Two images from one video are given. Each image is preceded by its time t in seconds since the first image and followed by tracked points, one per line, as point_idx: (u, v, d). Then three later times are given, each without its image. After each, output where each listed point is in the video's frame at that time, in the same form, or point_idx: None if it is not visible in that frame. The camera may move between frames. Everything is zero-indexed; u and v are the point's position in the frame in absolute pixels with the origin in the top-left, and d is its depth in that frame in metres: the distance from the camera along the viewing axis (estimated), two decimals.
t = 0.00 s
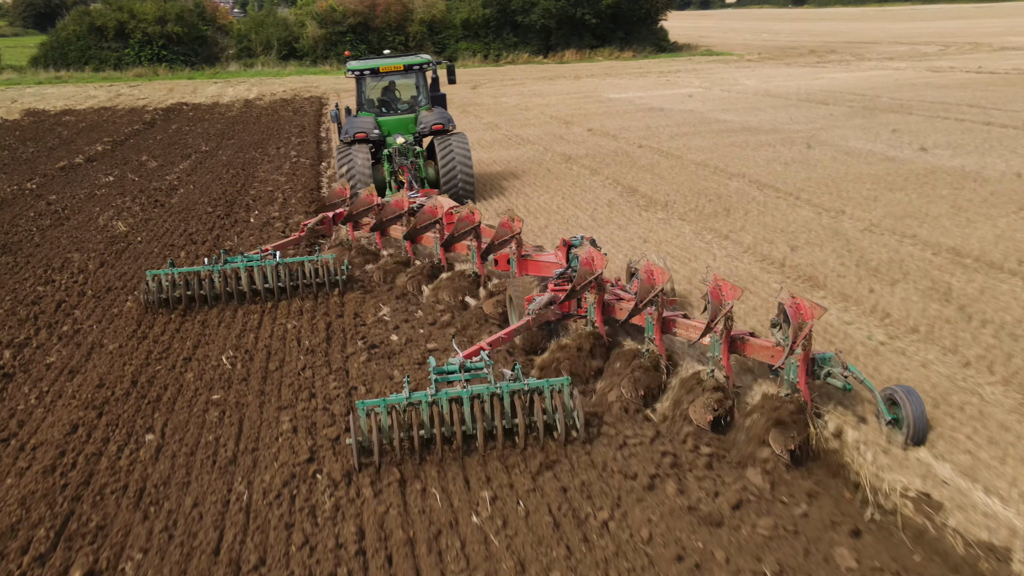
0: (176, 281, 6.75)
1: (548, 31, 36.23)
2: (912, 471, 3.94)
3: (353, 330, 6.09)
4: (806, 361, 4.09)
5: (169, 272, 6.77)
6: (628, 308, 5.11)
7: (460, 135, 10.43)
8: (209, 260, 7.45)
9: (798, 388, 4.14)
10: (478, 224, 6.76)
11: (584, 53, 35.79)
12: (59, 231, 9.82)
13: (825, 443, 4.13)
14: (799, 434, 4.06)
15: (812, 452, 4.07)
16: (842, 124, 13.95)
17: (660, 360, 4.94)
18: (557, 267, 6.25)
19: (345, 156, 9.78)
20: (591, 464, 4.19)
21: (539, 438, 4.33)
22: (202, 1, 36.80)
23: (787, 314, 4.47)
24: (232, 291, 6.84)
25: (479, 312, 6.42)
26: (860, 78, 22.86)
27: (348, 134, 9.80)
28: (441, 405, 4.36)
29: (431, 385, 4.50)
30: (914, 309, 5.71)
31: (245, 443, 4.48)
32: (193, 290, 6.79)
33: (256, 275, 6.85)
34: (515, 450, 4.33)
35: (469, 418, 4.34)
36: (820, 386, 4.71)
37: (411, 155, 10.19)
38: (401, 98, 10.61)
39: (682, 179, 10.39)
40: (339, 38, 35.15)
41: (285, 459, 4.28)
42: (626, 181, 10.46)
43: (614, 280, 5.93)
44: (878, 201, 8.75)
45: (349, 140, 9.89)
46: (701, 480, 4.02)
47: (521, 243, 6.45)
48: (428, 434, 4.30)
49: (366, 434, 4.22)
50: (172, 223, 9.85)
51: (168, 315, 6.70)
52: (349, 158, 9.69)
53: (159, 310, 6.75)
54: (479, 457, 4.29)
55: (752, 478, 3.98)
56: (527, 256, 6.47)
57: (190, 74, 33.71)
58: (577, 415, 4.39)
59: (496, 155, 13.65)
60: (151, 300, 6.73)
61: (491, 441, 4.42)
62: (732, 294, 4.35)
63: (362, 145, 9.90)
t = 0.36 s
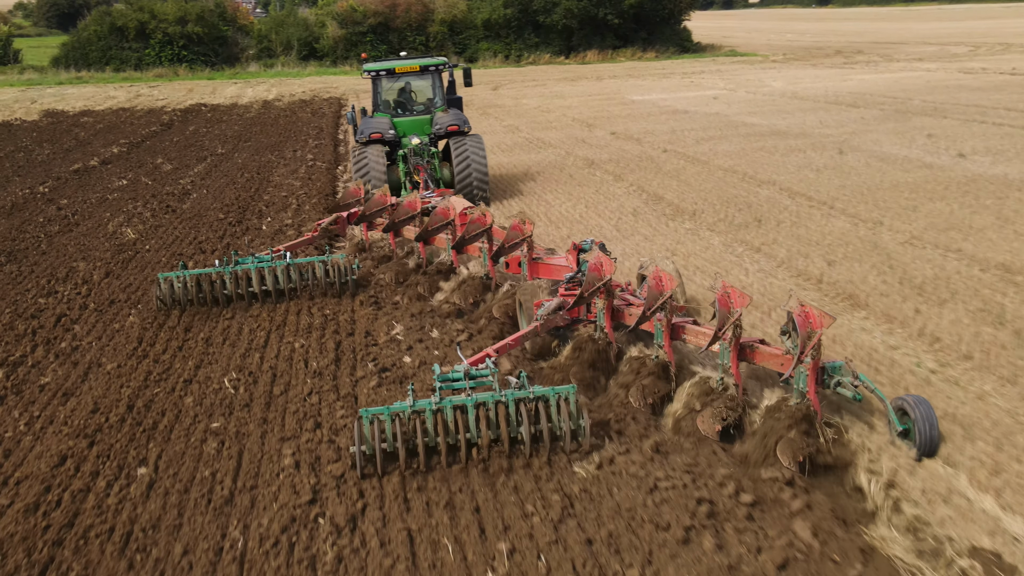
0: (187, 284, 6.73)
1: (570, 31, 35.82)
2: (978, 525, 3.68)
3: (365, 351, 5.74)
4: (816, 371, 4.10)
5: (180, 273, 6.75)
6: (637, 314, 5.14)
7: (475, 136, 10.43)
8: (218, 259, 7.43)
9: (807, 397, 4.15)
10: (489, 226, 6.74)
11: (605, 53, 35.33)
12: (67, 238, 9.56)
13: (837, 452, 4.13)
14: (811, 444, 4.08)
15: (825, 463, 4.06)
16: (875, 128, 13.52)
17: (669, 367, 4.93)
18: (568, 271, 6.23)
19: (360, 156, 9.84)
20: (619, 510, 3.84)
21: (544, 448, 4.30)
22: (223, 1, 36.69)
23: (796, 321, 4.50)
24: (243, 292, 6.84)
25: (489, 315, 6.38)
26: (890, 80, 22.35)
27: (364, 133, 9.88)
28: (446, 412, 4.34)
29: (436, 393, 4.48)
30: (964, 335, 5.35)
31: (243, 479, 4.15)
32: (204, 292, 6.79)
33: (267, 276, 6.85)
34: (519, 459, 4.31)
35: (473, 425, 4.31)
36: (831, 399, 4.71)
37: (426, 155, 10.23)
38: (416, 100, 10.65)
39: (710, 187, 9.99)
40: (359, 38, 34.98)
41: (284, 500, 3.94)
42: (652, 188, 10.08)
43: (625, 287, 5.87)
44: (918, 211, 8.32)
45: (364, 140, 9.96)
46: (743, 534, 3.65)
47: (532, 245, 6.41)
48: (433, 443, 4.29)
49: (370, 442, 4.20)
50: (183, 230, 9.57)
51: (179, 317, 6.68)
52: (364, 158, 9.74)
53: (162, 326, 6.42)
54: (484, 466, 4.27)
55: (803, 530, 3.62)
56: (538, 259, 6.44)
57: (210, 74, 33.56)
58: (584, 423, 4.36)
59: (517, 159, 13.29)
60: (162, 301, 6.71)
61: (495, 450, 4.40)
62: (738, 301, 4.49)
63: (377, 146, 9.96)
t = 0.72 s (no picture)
0: (199, 284, 6.76)
1: (591, 31, 35.40)
2: None
3: (376, 376, 5.38)
4: (824, 377, 4.07)
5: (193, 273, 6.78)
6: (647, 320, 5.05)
7: (491, 139, 10.23)
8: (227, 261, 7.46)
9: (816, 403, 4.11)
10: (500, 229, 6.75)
11: (627, 54, 34.88)
12: (74, 246, 9.30)
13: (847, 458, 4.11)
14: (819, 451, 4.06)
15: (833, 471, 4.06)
16: (908, 133, 13.07)
17: (679, 373, 4.84)
18: (578, 275, 6.24)
19: (375, 158, 9.73)
20: (648, 567, 3.48)
21: (550, 455, 4.33)
22: (243, 2, 36.57)
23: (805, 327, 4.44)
24: (254, 293, 6.90)
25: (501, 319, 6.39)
26: (920, 82, 21.83)
27: (378, 135, 9.79)
28: (452, 417, 4.38)
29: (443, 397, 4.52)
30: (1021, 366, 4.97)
31: (236, 523, 3.81)
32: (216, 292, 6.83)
33: (279, 277, 6.92)
34: (525, 466, 4.33)
35: (480, 430, 4.34)
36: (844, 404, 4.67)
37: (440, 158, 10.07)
38: (432, 102, 10.47)
39: (739, 195, 9.61)
40: (379, 39, 34.82)
41: (280, 551, 3.60)
42: (678, 196, 9.70)
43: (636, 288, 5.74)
44: (960, 222, 7.91)
45: (379, 142, 9.87)
46: None
47: (543, 249, 6.47)
48: (441, 448, 4.31)
49: (376, 446, 4.25)
50: (192, 238, 9.29)
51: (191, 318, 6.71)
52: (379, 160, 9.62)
53: (163, 343, 6.09)
54: (490, 471, 4.30)
55: None
56: (549, 263, 6.47)
57: (230, 75, 33.38)
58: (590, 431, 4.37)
59: (538, 164, 12.93)
60: (173, 303, 6.72)
61: (501, 456, 4.42)
62: (750, 306, 4.33)
63: (392, 147, 9.84)
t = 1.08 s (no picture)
0: (209, 285, 6.76)
1: (611, 32, 34.95)
2: None
3: (385, 406, 4.99)
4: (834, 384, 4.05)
5: (202, 276, 6.77)
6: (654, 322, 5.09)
7: (505, 142, 10.03)
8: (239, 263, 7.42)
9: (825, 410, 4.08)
10: (510, 230, 6.75)
11: (647, 54, 34.39)
12: (77, 253, 9.01)
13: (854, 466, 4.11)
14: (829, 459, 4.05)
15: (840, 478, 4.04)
16: (941, 137, 12.62)
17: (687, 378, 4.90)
18: (587, 276, 6.14)
19: (388, 160, 9.61)
20: None
21: (554, 460, 4.30)
22: (260, 2, 36.37)
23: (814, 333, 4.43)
24: (264, 296, 6.84)
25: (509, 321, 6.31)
26: (948, 83, 21.30)
27: (392, 137, 9.65)
28: (454, 421, 4.36)
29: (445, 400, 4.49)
30: None
31: None
32: (225, 294, 6.80)
33: (288, 279, 6.87)
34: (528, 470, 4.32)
35: (482, 435, 4.32)
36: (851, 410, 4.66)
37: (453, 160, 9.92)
38: (446, 103, 10.28)
39: (767, 203, 9.20)
40: (396, 38, 34.58)
41: None
42: (703, 204, 9.31)
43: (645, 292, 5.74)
44: (1004, 235, 7.48)
45: (392, 144, 9.75)
46: None
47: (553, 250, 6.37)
48: (442, 452, 4.30)
49: (378, 450, 4.22)
50: (199, 245, 9.00)
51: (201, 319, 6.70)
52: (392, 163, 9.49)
53: (159, 361, 5.76)
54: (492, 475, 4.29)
55: None
56: (558, 263, 6.39)
57: (246, 75, 33.14)
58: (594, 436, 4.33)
59: (557, 168, 12.56)
60: (182, 304, 6.72)
61: (503, 459, 4.40)
62: (757, 311, 4.39)
63: (405, 149, 9.72)
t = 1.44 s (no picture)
0: (219, 285, 6.78)
1: (629, 32, 34.52)
2: None
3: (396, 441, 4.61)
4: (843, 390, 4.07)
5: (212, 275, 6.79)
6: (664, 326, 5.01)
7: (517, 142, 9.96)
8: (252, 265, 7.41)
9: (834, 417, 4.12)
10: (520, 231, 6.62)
11: (666, 54, 33.93)
12: (78, 261, 8.72)
13: (861, 472, 4.11)
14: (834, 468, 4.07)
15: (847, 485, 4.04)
16: (973, 141, 12.18)
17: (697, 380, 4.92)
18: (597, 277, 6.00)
19: (400, 160, 9.58)
20: None
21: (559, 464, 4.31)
22: (276, 2, 36.16)
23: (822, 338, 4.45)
24: (273, 296, 6.82)
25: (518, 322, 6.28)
26: (975, 84, 20.79)
27: (404, 137, 9.67)
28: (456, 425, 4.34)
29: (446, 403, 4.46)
30: None
31: None
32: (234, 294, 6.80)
33: (296, 281, 6.83)
34: (531, 474, 4.33)
35: (484, 439, 4.31)
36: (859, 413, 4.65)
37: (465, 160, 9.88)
38: (458, 104, 10.23)
39: (795, 211, 8.80)
40: (412, 38, 34.34)
41: None
42: (728, 212, 8.91)
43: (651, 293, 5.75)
44: None
45: (404, 144, 9.75)
46: None
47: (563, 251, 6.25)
48: (445, 456, 4.29)
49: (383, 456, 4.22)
50: (204, 253, 8.71)
51: (209, 318, 6.73)
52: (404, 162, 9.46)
53: (152, 381, 5.43)
54: (494, 480, 4.31)
55: None
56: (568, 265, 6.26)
57: (261, 75, 32.89)
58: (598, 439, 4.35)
59: (575, 172, 12.17)
60: (192, 302, 6.78)
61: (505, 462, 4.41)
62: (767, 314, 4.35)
63: (417, 149, 9.69)
